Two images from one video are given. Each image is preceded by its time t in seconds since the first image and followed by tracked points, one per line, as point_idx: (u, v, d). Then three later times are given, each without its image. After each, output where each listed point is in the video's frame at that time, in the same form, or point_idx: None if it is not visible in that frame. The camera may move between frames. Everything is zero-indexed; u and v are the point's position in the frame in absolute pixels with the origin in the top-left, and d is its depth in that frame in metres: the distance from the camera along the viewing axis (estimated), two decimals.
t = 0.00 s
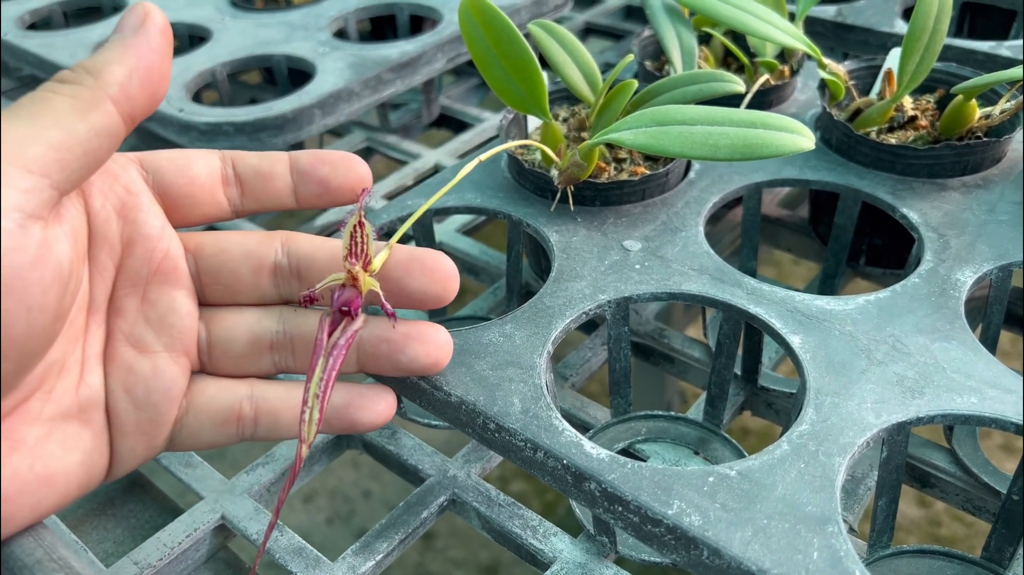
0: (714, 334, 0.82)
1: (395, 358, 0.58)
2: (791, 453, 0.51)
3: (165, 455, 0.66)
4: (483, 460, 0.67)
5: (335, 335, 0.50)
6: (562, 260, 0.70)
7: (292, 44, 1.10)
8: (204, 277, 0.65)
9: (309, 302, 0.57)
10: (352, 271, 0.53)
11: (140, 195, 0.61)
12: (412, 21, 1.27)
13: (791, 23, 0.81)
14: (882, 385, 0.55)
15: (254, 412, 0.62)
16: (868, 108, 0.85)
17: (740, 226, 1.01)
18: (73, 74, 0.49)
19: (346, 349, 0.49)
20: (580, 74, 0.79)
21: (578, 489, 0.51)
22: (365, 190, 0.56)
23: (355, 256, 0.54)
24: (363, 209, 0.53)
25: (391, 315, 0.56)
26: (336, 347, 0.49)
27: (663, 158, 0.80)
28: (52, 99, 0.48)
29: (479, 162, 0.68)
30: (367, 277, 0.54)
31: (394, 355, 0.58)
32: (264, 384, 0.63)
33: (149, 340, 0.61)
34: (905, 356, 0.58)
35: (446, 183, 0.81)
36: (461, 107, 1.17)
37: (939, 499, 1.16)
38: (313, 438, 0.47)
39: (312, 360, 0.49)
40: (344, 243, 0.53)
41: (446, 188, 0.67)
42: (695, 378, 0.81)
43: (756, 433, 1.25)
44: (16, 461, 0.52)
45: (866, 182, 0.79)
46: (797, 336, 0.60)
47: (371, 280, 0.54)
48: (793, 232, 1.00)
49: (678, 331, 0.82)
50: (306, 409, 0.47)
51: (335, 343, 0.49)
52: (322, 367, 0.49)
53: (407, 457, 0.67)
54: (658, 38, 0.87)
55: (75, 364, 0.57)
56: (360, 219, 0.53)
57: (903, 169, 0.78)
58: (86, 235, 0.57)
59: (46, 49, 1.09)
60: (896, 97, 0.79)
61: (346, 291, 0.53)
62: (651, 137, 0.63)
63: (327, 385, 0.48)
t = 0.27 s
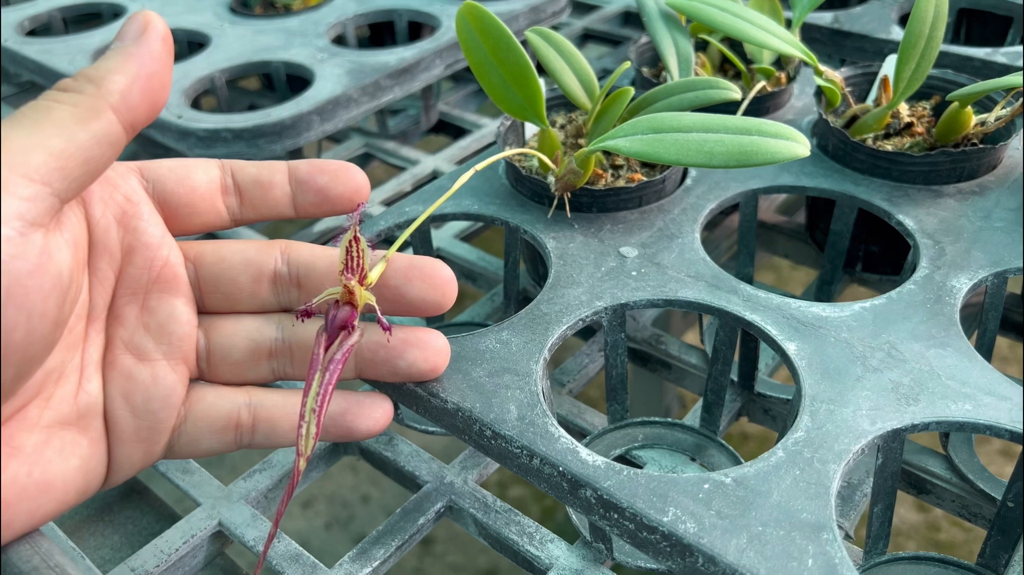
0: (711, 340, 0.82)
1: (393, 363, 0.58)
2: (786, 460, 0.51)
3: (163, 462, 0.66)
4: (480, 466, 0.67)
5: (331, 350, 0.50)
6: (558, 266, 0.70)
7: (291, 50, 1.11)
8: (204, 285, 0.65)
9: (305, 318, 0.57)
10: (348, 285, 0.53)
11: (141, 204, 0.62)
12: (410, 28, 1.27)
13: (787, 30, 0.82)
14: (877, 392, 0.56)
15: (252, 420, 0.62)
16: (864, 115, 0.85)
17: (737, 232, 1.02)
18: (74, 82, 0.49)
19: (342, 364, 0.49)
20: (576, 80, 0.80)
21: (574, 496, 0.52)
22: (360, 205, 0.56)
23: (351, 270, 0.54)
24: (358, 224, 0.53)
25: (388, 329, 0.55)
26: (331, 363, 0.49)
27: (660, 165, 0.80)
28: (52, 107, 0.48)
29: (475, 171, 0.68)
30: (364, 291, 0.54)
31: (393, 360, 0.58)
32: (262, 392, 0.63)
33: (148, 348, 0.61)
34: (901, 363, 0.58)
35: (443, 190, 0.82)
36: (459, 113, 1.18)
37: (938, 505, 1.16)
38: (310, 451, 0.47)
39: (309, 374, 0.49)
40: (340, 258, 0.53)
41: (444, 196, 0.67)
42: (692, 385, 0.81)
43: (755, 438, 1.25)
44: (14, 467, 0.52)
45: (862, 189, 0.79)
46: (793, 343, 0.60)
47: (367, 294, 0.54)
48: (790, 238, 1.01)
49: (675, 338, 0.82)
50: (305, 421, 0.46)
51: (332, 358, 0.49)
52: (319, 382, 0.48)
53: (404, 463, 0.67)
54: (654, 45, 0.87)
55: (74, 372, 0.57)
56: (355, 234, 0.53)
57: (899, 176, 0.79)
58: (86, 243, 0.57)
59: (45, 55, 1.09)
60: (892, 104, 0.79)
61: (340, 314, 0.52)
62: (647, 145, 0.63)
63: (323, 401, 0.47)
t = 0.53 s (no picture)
0: (707, 348, 0.83)
1: (391, 369, 0.58)
2: (781, 468, 0.52)
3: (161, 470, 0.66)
4: (477, 473, 0.67)
5: (330, 360, 0.50)
6: (555, 274, 0.70)
7: (291, 59, 1.11)
8: (203, 293, 0.66)
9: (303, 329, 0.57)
10: (346, 295, 0.53)
11: (140, 213, 0.62)
12: (409, 36, 1.28)
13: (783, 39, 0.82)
14: (871, 400, 0.56)
15: (252, 425, 0.62)
16: (860, 123, 0.86)
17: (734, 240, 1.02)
18: (74, 93, 0.50)
19: (340, 374, 0.49)
20: (573, 89, 0.80)
21: (570, 503, 0.52)
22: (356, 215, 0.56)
23: (348, 280, 0.54)
24: (355, 234, 0.53)
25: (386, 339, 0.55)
26: (331, 372, 0.49)
27: (656, 174, 0.81)
28: (52, 118, 0.48)
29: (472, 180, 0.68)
30: (361, 301, 0.54)
31: (391, 366, 0.58)
32: (261, 399, 0.63)
33: (147, 356, 0.62)
34: (895, 371, 0.58)
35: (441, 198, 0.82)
36: (458, 121, 1.18)
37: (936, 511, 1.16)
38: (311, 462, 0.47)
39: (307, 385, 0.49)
40: (337, 269, 0.54)
41: (443, 205, 0.68)
42: (689, 392, 0.81)
43: (754, 445, 1.26)
44: (14, 476, 0.52)
45: (857, 197, 0.79)
46: (788, 351, 0.61)
47: (366, 304, 0.54)
48: (786, 245, 1.01)
49: (672, 345, 0.83)
50: (304, 431, 0.47)
51: (330, 367, 0.49)
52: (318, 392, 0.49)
53: (401, 470, 0.67)
54: (651, 54, 0.88)
55: (73, 381, 0.58)
56: (352, 244, 0.53)
57: (894, 185, 0.79)
58: (85, 252, 0.58)
59: (46, 63, 1.10)
60: (887, 112, 0.80)
61: (337, 329, 0.53)
62: (643, 155, 0.64)
63: (323, 410, 0.48)
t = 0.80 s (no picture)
0: (705, 355, 0.83)
1: (389, 371, 0.59)
2: (777, 475, 0.52)
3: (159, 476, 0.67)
4: (475, 480, 0.67)
5: (328, 369, 0.50)
6: (553, 281, 0.71)
7: (290, 66, 1.12)
8: (201, 299, 0.66)
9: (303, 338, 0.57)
10: (345, 304, 0.53)
11: (138, 220, 0.62)
12: (409, 44, 1.28)
13: (780, 47, 0.82)
14: (868, 407, 0.56)
15: (253, 427, 0.63)
16: (857, 131, 0.86)
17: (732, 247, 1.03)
18: (72, 99, 0.50)
19: (339, 383, 0.49)
20: (570, 97, 0.81)
21: (567, 510, 0.52)
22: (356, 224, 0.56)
23: (348, 289, 0.54)
24: (354, 243, 0.54)
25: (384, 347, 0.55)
26: (330, 380, 0.49)
27: (654, 181, 0.81)
28: (50, 125, 0.49)
29: (470, 188, 0.68)
30: (360, 309, 0.54)
31: (389, 368, 0.59)
32: (261, 400, 0.63)
33: (146, 361, 0.62)
34: (891, 378, 0.58)
35: (439, 205, 0.82)
36: (457, 128, 1.19)
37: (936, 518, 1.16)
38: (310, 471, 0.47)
39: (307, 393, 0.49)
40: (336, 277, 0.54)
41: (442, 213, 0.68)
42: (687, 399, 0.81)
43: (753, 451, 1.26)
44: (11, 482, 0.53)
45: (854, 205, 0.80)
46: (785, 358, 0.61)
47: (364, 312, 0.54)
48: (784, 252, 1.01)
49: (670, 351, 0.83)
50: (303, 440, 0.47)
51: (329, 376, 0.49)
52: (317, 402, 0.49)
53: (399, 477, 0.67)
54: (648, 63, 0.88)
55: (71, 388, 0.58)
56: (353, 253, 0.54)
57: (891, 192, 0.80)
58: (83, 259, 0.58)
59: (46, 70, 1.10)
60: (884, 120, 0.81)
61: (336, 338, 0.53)
62: (640, 162, 0.64)
63: (322, 419, 0.48)
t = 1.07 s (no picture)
0: (706, 359, 0.83)
1: (393, 372, 0.59)
2: (779, 477, 0.52)
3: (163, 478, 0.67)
4: (477, 483, 0.67)
5: (334, 372, 0.51)
6: (555, 285, 0.71)
7: (293, 71, 1.12)
8: (205, 302, 0.66)
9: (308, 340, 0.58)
10: (350, 306, 0.54)
11: (143, 223, 0.63)
12: (411, 50, 1.29)
13: (781, 53, 0.83)
14: (868, 410, 0.56)
15: (258, 428, 0.63)
16: (857, 136, 0.87)
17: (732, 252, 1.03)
18: (76, 102, 0.51)
19: (345, 385, 0.50)
20: (572, 101, 0.81)
21: (569, 512, 0.52)
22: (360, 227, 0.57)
23: (353, 292, 0.55)
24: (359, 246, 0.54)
25: (390, 349, 0.55)
26: (335, 383, 0.49)
27: (655, 186, 0.82)
28: (56, 128, 0.49)
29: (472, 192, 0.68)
30: (364, 312, 0.55)
31: (393, 369, 0.59)
32: (265, 402, 0.64)
33: (151, 364, 0.62)
34: (892, 381, 0.59)
35: (442, 209, 0.83)
36: (459, 133, 1.19)
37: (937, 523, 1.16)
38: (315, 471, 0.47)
39: (313, 395, 0.50)
40: (342, 280, 0.54)
41: (444, 217, 0.68)
42: (688, 403, 0.82)
43: (754, 456, 1.26)
44: (16, 483, 0.53)
45: (855, 209, 0.80)
46: (786, 361, 0.61)
47: (368, 315, 0.55)
48: (785, 257, 1.02)
49: (671, 355, 0.83)
50: (309, 442, 0.47)
51: (334, 378, 0.50)
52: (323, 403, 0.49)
53: (402, 480, 0.68)
54: (649, 68, 0.89)
55: (76, 390, 0.58)
56: (357, 256, 0.54)
57: (891, 197, 0.80)
58: (89, 261, 0.58)
59: (50, 75, 1.11)
60: (884, 125, 0.81)
61: (342, 339, 0.53)
62: (642, 166, 0.64)
63: (327, 420, 0.48)
